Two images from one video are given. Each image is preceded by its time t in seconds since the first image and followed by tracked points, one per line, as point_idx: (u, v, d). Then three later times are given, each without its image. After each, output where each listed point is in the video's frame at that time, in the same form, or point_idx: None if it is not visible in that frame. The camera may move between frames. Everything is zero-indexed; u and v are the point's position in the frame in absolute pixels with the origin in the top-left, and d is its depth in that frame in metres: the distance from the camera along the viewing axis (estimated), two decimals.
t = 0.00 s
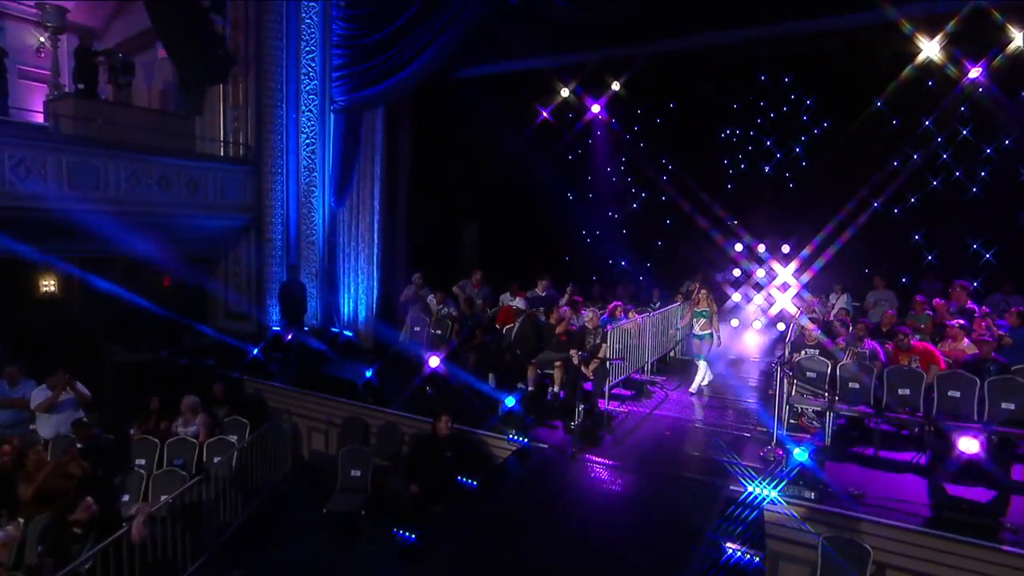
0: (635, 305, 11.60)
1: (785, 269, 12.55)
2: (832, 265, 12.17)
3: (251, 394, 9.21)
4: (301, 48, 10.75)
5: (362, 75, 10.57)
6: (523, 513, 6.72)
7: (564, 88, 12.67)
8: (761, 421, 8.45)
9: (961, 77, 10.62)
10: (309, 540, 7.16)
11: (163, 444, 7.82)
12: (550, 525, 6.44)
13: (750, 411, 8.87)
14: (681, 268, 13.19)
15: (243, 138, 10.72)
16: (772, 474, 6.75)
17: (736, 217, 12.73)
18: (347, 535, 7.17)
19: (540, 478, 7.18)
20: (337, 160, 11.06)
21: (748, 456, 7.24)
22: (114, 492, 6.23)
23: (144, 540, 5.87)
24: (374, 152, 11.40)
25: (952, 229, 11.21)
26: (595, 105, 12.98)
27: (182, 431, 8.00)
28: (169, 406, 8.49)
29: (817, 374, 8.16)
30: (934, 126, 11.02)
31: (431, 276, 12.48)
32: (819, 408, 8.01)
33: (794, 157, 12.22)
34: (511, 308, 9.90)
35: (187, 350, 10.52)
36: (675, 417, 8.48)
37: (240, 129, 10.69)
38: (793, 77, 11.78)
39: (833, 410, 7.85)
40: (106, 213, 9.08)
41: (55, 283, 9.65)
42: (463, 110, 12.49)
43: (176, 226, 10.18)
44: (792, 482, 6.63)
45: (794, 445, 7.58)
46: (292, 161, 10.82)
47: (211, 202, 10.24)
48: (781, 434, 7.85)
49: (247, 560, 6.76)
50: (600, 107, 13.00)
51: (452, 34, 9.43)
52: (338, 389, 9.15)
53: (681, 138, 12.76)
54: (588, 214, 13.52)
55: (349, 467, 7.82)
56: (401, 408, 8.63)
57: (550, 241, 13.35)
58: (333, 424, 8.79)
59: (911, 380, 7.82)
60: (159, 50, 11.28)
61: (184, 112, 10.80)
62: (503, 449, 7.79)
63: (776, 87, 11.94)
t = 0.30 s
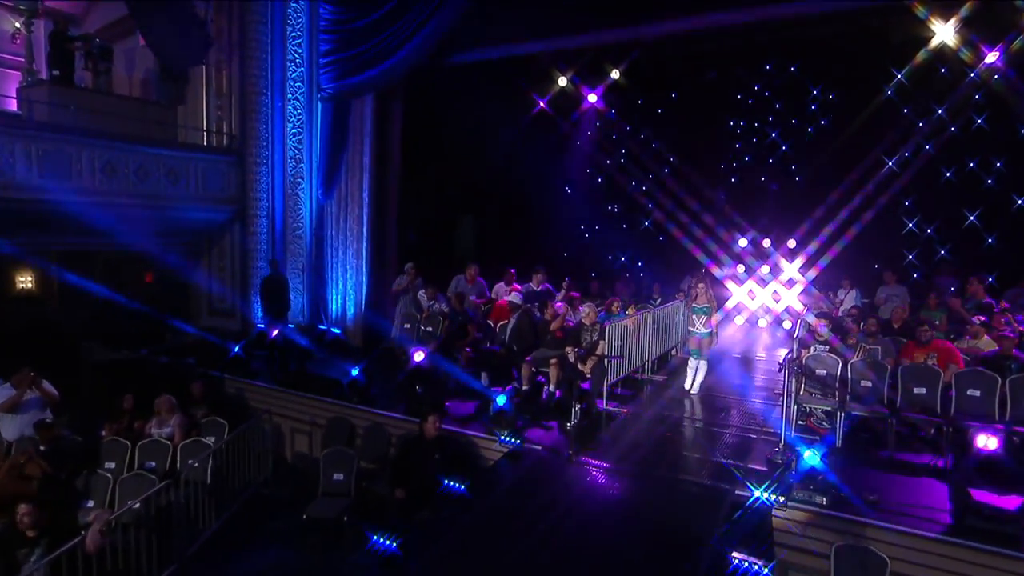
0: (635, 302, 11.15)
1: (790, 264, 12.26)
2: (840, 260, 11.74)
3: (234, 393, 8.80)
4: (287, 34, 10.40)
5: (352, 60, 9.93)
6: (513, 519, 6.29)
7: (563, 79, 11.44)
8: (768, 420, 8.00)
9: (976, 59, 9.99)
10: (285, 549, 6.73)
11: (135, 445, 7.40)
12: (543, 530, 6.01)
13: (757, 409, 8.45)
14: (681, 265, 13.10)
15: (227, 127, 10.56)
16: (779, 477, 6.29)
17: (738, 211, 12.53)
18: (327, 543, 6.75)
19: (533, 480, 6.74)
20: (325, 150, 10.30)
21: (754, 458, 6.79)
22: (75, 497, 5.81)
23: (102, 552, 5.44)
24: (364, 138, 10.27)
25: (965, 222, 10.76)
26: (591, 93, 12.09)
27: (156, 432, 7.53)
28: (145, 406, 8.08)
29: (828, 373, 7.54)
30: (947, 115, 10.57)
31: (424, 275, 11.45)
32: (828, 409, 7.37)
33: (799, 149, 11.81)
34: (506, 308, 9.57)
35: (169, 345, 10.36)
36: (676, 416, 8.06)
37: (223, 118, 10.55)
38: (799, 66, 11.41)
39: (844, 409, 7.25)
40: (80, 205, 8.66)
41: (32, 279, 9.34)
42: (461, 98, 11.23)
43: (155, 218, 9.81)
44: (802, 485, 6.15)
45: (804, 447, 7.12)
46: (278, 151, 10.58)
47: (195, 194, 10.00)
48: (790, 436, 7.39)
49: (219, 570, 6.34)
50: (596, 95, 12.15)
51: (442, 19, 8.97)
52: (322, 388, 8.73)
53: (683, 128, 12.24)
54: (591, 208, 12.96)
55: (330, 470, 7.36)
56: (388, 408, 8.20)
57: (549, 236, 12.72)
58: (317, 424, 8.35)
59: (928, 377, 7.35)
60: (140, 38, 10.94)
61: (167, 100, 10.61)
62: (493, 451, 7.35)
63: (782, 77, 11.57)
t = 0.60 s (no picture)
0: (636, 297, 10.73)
1: (794, 260, 12.02)
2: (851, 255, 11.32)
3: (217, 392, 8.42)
4: (274, 19, 10.06)
5: (341, 46, 9.50)
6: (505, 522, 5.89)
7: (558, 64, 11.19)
8: (777, 420, 7.58)
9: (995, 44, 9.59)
10: (264, 556, 6.34)
11: (107, 446, 7.02)
12: (536, 533, 5.62)
13: (763, 408, 8.02)
14: (683, 261, 12.69)
15: (212, 117, 10.34)
16: (788, 480, 5.90)
17: (738, 206, 12.23)
18: (309, 551, 6.36)
19: (527, 483, 6.34)
20: (313, 140, 9.91)
21: (762, 460, 6.39)
22: (35, 502, 5.40)
23: (59, 562, 5.04)
24: (353, 127, 9.88)
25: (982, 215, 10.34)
26: (590, 84, 11.56)
27: (131, 432, 7.15)
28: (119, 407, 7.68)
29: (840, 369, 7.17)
30: (961, 104, 10.17)
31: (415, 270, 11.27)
32: (840, 408, 6.98)
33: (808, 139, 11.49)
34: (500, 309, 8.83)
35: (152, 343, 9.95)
36: (678, 416, 7.65)
37: (208, 107, 10.32)
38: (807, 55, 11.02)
39: (856, 409, 6.87)
40: (57, 197, 8.28)
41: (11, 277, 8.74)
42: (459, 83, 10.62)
43: (137, 211, 9.45)
44: (812, 490, 5.74)
45: (816, 447, 6.71)
46: (263, 141, 10.25)
47: (180, 185, 9.65)
48: (800, 438, 6.95)
49: None
50: (595, 85, 11.59)
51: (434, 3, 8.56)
52: (308, 387, 8.35)
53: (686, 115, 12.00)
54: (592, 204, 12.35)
55: (314, 472, 6.98)
56: (376, 408, 7.81)
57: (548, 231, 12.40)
58: (302, 424, 7.97)
59: (947, 376, 6.89)
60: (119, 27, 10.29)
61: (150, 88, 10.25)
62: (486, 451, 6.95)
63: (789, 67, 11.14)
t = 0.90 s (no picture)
0: (635, 293, 10.31)
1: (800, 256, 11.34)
2: (859, 250, 10.89)
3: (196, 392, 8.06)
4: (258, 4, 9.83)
5: (328, 30, 9.13)
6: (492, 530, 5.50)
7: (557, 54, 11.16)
8: (783, 420, 7.16)
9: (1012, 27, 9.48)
10: (237, 565, 5.96)
11: (76, 448, 6.66)
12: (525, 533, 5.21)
13: (769, 408, 7.58)
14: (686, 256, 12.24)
15: (195, 105, 10.02)
16: (795, 483, 5.50)
17: (750, 200, 11.48)
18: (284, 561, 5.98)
19: (516, 485, 5.92)
20: (300, 129, 9.54)
21: (766, 462, 6.00)
22: None
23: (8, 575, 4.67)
24: (341, 115, 9.48)
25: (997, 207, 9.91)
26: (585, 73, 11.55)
27: (101, 434, 6.78)
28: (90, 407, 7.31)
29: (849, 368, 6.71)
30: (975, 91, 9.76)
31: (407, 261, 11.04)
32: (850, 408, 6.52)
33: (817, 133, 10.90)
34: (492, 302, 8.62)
35: (134, 340, 9.69)
36: (679, 416, 7.26)
37: (191, 95, 9.98)
38: (813, 41, 10.60)
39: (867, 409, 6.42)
40: (24, 189, 7.83)
41: None
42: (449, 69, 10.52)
43: (117, 204, 9.08)
44: (821, 495, 5.34)
45: (824, 449, 6.32)
46: (248, 130, 9.97)
47: (162, 178, 9.32)
48: (809, 438, 6.54)
49: None
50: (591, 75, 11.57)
51: None
52: (291, 386, 7.97)
53: (688, 109, 11.39)
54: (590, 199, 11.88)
55: (294, 476, 6.60)
56: (361, 407, 7.42)
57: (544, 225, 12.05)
58: (283, 426, 7.59)
59: (964, 374, 6.47)
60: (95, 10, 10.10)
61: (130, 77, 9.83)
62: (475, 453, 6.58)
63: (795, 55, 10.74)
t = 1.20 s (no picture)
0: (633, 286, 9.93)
1: (805, 247, 10.94)
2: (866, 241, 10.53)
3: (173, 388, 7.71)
4: None
5: (312, 12, 8.78)
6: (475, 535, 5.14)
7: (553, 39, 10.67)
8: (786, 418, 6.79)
9: None
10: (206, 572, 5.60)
11: (38, 448, 6.29)
12: (510, 535, 4.82)
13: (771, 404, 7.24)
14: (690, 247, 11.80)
15: (175, 90, 9.73)
16: (801, 485, 5.12)
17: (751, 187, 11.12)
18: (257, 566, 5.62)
19: (502, 486, 5.55)
20: (285, 116, 9.21)
21: (770, 460, 5.63)
22: None
23: None
24: (327, 101, 9.10)
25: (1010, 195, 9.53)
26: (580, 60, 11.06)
27: (67, 432, 6.41)
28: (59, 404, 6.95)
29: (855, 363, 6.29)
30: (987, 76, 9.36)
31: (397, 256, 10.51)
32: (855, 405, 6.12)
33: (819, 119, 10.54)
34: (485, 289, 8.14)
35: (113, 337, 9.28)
36: (678, 413, 6.90)
37: (171, 80, 9.72)
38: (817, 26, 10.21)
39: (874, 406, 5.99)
40: None
41: None
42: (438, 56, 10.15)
43: (95, 192, 8.75)
44: (828, 497, 4.96)
45: (832, 448, 5.92)
46: (230, 117, 9.58)
47: (140, 165, 9.00)
48: (815, 437, 6.16)
49: None
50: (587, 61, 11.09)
51: None
52: (272, 382, 7.63)
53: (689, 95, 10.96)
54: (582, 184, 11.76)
55: (270, 476, 6.24)
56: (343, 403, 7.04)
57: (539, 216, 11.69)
58: (261, 423, 7.22)
59: (978, 368, 6.06)
60: None
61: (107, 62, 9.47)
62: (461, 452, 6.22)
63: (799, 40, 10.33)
